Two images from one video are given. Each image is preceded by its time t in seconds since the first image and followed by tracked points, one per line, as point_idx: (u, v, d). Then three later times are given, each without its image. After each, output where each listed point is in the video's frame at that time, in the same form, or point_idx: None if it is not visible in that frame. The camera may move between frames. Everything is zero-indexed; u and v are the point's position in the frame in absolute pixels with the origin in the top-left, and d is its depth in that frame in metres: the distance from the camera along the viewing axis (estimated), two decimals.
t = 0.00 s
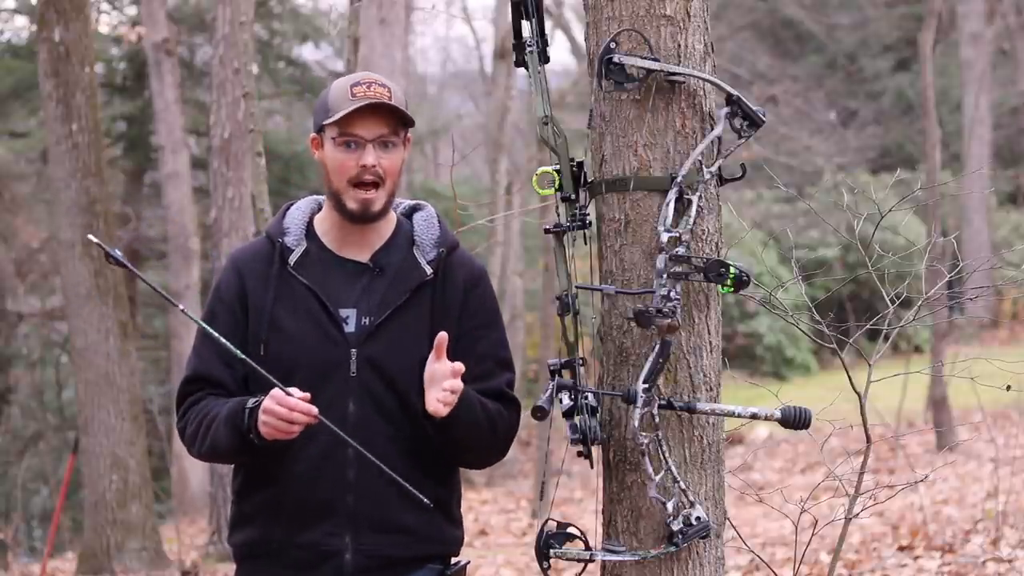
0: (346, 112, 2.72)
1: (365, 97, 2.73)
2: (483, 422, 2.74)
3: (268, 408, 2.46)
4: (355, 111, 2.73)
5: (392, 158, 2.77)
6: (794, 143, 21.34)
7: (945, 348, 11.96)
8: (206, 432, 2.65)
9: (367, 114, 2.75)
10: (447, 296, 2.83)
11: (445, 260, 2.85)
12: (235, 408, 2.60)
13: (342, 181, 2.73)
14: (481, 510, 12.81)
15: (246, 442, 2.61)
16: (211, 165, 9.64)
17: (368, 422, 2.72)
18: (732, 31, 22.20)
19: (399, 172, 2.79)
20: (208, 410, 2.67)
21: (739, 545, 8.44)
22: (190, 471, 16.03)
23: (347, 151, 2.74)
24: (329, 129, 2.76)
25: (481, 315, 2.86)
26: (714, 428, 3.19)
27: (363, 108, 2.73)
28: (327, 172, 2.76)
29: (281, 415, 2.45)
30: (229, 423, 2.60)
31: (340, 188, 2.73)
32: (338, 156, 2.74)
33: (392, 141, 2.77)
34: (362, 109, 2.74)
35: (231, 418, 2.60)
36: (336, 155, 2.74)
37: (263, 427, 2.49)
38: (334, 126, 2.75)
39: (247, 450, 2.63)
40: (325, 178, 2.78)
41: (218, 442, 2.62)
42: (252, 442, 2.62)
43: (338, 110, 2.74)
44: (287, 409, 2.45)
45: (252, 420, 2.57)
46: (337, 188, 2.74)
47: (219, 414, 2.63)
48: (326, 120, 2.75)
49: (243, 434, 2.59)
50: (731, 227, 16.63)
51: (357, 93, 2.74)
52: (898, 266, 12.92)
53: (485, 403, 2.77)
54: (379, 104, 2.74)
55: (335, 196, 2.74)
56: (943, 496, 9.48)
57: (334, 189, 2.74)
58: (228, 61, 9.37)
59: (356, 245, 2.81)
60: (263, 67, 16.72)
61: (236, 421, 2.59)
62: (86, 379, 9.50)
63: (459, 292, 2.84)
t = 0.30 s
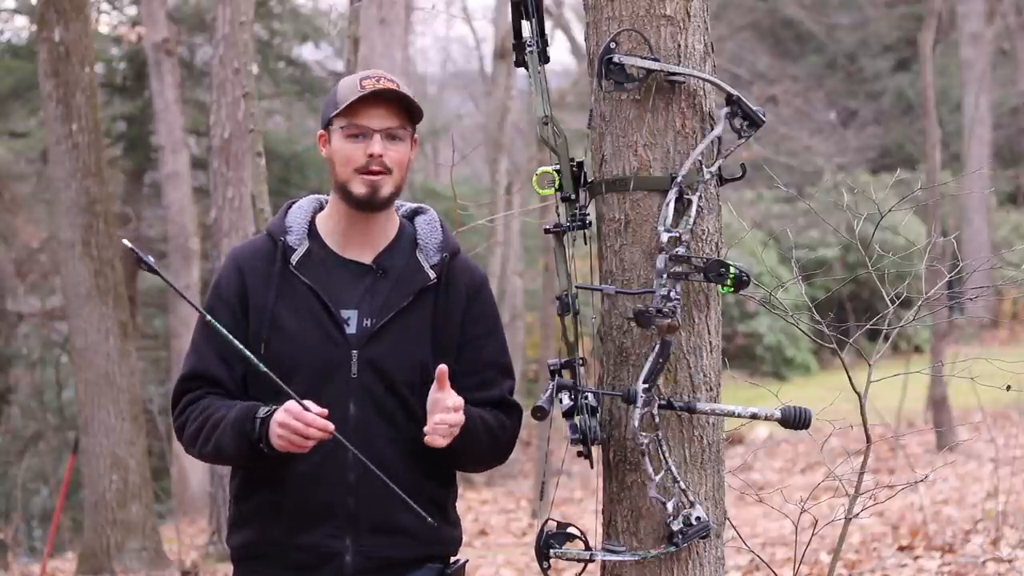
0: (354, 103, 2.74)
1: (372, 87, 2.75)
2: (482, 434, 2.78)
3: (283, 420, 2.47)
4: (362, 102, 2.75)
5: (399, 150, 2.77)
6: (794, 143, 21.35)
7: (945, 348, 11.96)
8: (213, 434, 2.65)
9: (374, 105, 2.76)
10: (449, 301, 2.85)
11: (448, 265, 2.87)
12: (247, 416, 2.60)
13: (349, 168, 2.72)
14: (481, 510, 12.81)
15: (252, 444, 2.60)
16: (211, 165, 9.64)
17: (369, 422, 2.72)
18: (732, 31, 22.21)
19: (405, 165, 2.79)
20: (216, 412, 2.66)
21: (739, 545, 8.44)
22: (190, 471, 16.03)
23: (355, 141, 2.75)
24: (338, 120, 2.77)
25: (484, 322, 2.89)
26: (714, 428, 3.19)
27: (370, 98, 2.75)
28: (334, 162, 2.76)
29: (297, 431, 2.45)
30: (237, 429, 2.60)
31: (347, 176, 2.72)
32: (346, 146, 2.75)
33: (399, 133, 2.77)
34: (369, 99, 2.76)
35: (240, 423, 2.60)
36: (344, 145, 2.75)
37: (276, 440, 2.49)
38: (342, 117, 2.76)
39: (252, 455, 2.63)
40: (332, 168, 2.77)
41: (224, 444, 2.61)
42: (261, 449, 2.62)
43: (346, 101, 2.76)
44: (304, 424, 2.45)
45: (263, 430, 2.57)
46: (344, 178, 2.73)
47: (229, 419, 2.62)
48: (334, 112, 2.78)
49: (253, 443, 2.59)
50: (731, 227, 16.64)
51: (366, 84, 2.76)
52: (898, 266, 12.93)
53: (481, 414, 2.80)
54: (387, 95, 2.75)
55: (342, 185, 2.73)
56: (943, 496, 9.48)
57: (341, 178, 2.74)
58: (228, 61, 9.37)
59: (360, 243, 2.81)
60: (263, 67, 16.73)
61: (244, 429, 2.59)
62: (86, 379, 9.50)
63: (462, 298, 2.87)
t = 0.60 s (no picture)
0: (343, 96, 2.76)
1: (359, 79, 2.76)
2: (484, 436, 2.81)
3: (335, 442, 2.54)
4: (351, 95, 2.77)
5: (391, 141, 2.78)
6: (794, 144, 21.35)
7: (944, 348, 11.97)
8: (236, 440, 2.64)
9: (363, 98, 2.78)
10: (451, 301, 2.85)
11: (450, 264, 2.87)
12: (287, 428, 2.61)
13: (342, 162, 2.72)
14: (481, 510, 12.81)
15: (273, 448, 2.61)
16: (211, 165, 9.63)
17: (372, 423, 2.73)
18: (732, 31, 22.21)
19: (398, 155, 2.79)
20: (241, 422, 2.65)
21: (739, 545, 8.44)
22: (190, 471, 16.03)
23: (346, 135, 2.76)
24: (327, 116, 2.78)
25: (485, 321, 2.89)
26: (714, 428, 3.19)
27: (358, 91, 2.77)
28: (327, 158, 2.77)
29: (352, 447, 2.53)
30: (275, 441, 2.61)
31: (341, 170, 2.73)
32: (337, 141, 2.76)
33: (389, 123, 2.78)
34: (357, 93, 2.77)
35: (278, 434, 2.61)
36: (335, 140, 2.76)
37: (329, 460, 2.55)
38: (332, 112, 2.78)
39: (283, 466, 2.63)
40: (325, 165, 2.78)
41: (254, 452, 2.62)
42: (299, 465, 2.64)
43: (335, 96, 2.77)
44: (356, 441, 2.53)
45: (306, 447, 2.59)
46: (338, 172, 2.73)
47: (267, 426, 2.63)
48: (324, 108, 2.79)
49: (293, 459, 2.60)
50: (731, 227, 16.64)
51: (353, 77, 2.77)
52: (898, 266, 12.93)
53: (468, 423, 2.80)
54: (375, 86, 2.77)
55: (336, 179, 2.74)
56: (942, 496, 9.48)
57: (334, 172, 2.74)
58: (228, 61, 9.37)
59: (361, 243, 2.81)
60: (263, 67, 16.72)
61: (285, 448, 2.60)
62: (86, 379, 9.50)
63: (464, 299, 2.87)
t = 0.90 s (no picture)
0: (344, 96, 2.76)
1: (361, 78, 2.77)
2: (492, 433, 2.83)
3: (332, 438, 2.52)
4: (353, 95, 2.77)
5: (394, 140, 2.78)
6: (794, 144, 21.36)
7: (945, 348, 11.97)
8: (238, 444, 2.63)
9: (364, 98, 2.78)
10: (454, 300, 2.85)
11: (451, 263, 2.87)
12: (281, 428, 2.62)
13: (345, 163, 2.72)
14: (481, 510, 12.81)
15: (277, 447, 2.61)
16: (211, 164, 9.63)
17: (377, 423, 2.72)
18: (732, 31, 22.22)
19: (401, 155, 2.79)
20: (241, 426, 2.65)
21: (739, 545, 8.45)
22: (190, 471, 16.03)
23: (348, 135, 2.76)
24: (329, 117, 2.78)
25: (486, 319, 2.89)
26: (714, 428, 3.19)
27: (361, 91, 2.77)
28: (330, 159, 2.76)
29: (348, 442, 2.51)
30: (270, 440, 2.61)
31: (344, 172, 2.72)
32: (340, 141, 2.75)
33: (392, 123, 2.78)
34: (360, 92, 2.78)
35: (273, 433, 2.61)
36: (338, 140, 2.76)
37: (325, 456, 2.54)
38: (333, 112, 2.78)
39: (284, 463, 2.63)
40: (328, 166, 2.77)
41: (252, 452, 2.62)
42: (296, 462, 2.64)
43: (336, 96, 2.78)
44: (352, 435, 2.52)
45: (301, 443, 2.59)
46: (340, 174, 2.73)
47: (263, 428, 2.63)
48: (325, 109, 2.79)
49: (290, 456, 2.61)
50: (731, 227, 16.63)
51: (354, 78, 2.78)
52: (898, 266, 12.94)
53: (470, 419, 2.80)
54: (376, 84, 2.78)
55: (340, 182, 2.74)
56: (943, 496, 9.48)
57: (337, 175, 2.74)
58: (228, 60, 9.37)
59: (362, 244, 2.81)
60: (263, 67, 16.72)
61: (282, 444, 2.61)
62: (86, 379, 9.50)
63: (465, 298, 2.87)
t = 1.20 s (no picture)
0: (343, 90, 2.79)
1: (360, 72, 2.80)
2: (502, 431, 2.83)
3: (296, 396, 2.45)
4: (354, 88, 2.80)
5: (392, 135, 2.78)
6: (793, 144, 21.38)
7: (945, 348, 11.97)
8: (213, 423, 2.63)
9: (363, 93, 2.82)
10: (454, 297, 2.85)
11: (450, 261, 2.88)
12: (248, 398, 2.59)
13: (342, 154, 2.72)
14: (481, 510, 12.81)
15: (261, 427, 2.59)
16: (211, 164, 9.63)
17: (379, 420, 2.72)
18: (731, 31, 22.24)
19: (398, 148, 2.80)
20: (218, 404, 2.64)
21: (738, 545, 8.45)
22: (190, 471, 16.03)
23: (346, 128, 2.77)
24: (328, 112, 2.81)
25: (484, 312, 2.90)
26: (714, 428, 3.18)
27: (360, 84, 2.81)
28: (326, 151, 2.77)
29: (310, 404, 2.44)
30: (241, 413, 2.59)
31: (340, 163, 2.72)
32: (337, 133, 2.76)
33: (390, 118, 2.79)
34: (360, 86, 2.81)
35: (243, 408, 2.58)
36: (335, 133, 2.76)
37: (285, 416, 2.48)
38: (332, 107, 2.80)
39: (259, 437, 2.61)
40: (325, 159, 2.78)
41: (226, 428, 2.60)
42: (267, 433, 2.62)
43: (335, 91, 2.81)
44: (316, 398, 2.44)
45: (267, 406, 2.55)
46: (337, 165, 2.73)
47: (229, 407, 2.61)
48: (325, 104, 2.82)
49: (257, 423, 2.58)
50: (731, 227, 16.63)
51: (354, 74, 2.81)
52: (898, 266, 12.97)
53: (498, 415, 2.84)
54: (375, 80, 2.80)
55: (336, 173, 2.73)
56: (942, 496, 9.48)
57: (333, 167, 2.73)
58: (228, 61, 9.38)
59: (362, 240, 2.82)
60: (263, 68, 16.72)
61: (249, 409, 2.58)
62: (86, 379, 9.50)
63: (465, 295, 2.87)
